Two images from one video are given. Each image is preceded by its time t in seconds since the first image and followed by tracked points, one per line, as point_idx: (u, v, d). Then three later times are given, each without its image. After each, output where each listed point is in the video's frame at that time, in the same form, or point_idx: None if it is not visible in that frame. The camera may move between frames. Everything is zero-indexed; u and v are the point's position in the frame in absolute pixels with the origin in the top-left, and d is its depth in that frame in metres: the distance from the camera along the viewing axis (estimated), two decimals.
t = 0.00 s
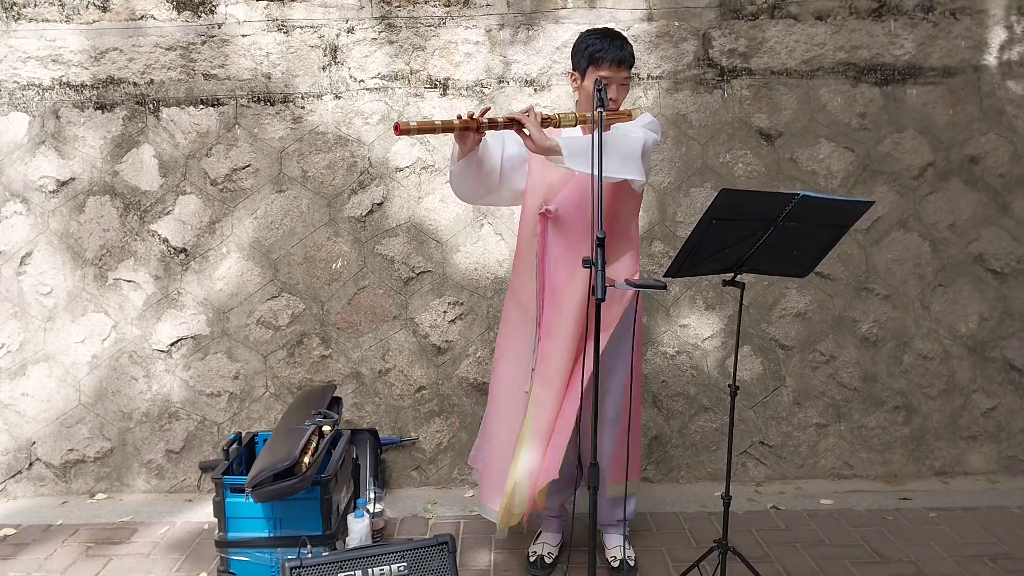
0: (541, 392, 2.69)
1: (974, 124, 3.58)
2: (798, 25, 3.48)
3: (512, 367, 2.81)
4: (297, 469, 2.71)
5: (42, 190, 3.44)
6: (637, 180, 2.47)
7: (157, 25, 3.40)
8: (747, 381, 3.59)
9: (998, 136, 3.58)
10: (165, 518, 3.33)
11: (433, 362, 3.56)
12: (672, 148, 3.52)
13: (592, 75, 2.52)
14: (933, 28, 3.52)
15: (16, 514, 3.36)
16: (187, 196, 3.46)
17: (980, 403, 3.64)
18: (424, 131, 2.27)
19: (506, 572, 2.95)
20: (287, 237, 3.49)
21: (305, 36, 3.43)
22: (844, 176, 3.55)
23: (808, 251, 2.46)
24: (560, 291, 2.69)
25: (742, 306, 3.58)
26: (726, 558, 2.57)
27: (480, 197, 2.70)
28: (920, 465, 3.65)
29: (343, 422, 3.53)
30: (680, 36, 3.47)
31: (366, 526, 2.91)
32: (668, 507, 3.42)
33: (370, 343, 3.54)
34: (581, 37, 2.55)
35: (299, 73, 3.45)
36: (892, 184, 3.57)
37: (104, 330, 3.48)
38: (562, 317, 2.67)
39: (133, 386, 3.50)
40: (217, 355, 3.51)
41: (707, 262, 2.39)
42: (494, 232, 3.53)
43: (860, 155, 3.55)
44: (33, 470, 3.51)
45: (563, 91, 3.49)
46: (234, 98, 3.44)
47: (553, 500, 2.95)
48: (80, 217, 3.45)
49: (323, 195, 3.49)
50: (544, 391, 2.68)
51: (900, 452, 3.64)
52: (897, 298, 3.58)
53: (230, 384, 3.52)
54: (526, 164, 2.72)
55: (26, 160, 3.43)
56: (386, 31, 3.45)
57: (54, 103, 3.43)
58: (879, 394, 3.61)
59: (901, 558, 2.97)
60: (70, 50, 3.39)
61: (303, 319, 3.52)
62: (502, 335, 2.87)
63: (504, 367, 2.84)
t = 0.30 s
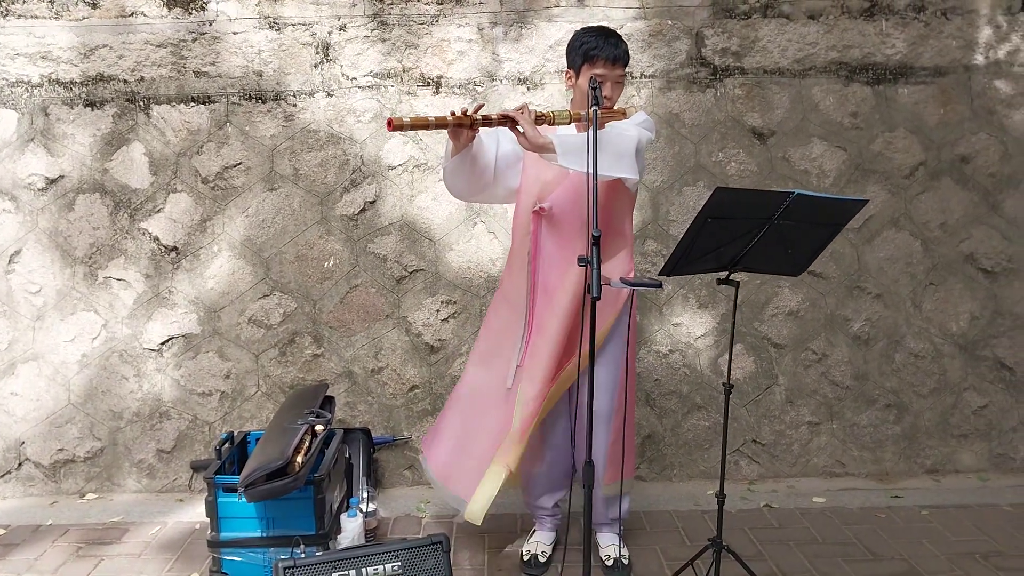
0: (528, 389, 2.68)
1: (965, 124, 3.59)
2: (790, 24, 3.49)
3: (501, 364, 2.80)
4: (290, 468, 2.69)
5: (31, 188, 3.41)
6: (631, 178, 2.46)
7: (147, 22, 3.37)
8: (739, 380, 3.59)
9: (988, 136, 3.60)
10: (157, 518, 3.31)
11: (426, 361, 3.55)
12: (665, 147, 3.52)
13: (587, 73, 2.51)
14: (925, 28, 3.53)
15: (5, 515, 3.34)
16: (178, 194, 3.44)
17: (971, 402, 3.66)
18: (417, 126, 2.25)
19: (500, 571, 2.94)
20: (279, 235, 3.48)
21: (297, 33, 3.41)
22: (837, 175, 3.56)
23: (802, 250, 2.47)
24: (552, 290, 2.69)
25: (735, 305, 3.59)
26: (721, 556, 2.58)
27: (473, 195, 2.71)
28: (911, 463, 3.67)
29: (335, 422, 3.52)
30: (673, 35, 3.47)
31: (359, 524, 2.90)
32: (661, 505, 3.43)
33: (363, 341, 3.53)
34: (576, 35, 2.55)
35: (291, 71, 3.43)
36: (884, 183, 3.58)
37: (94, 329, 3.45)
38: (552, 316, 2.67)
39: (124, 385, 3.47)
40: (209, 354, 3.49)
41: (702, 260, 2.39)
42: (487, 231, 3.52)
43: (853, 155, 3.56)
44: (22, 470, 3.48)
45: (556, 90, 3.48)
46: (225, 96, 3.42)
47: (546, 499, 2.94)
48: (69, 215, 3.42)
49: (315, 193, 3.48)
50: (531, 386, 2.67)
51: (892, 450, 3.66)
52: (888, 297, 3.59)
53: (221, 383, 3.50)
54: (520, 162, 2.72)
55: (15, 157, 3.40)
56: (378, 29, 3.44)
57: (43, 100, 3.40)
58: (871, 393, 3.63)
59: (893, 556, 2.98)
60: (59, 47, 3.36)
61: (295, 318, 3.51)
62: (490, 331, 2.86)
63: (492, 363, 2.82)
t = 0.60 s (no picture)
0: (522, 386, 2.68)
1: (959, 122, 3.60)
2: (785, 22, 3.49)
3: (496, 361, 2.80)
4: (286, 468, 2.69)
5: (24, 187, 3.39)
6: (627, 175, 2.46)
7: (140, 20, 3.36)
8: (734, 378, 3.60)
9: (982, 134, 3.61)
10: (152, 517, 3.31)
11: (421, 360, 3.55)
12: (660, 146, 3.53)
13: (582, 71, 2.51)
14: (919, 26, 3.54)
15: None
16: (172, 193, 3.43)
17: (964, 399, 3.67)
18: (414, 124, 2.25)
19: (496, 569, 2.94)
20: (273, 234, 3.47)
21: (291, 31, 3.40)
22: (831, 173, 3.57)
23: (796, 249, 2.48)
24: (545, 287, 2.68)
25: (729, 303, 3.60)
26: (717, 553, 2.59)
27: (468, 192, 2.70)
28: (905, 461, 3.68)
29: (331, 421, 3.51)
30: (668, 33, 3.47)
31: (355, 524, 2.90)
32: (656, 503, 3.44)
33: (358, 340, 3.53)
34: (571, 33, 2.55)
35: (285, 70, 3.42)
36: (878, 181, 3.59)
37: (88, 328, 3.44)
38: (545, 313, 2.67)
39: (118, 385, 3.46)
40: (203, 354, 3.48)
41: (698, 258, 2.39)
42: (482, 229, 3.52)
43: (847, 153, 3.57)
44: (16, 470, 3.47)
45: (551, 88, 3.48)
46: (219, 94, 3.41)
47: (541, 497, 2.94)
48: (63, 214, 3.41)
49: (309, 192, 3.47)
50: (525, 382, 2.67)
51: (886, 447, 3.67)
52: (883, 294, 3.60)
53: (216, 382, 3.49)
54: (515, 159, 2.72)
55: (7, 156, 3.38)
56: (373, 27, 3.43)
57: (36, 98, 3.38)
58: (866, 390, 3.64)
59: (888, 553, 2.99)
60: (51, 45, 3.34)
61: (289, 317, 3.50)
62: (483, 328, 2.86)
63: (487, 360, 2.82)
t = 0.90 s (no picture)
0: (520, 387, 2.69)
1: (954, 120, 3.61)
2: (780, 21, 3.50)
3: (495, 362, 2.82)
4: (285, 470, 2.69)
5: (21, 189, 3.39)
6: (627, 175, 2.47)
7: (137, 22, 3.36)
8: (732, 377, 3.60)
9: (977, 132, 3.62)
10: (150, 519, 3.30)
11: (419, 360, 3.55)
12: (657, 145, 3.53)
13: (579, 71, 2.51)
14: (914, 24, 3.55)
15: None
16: (169, 195, 3.42)
17: (962, 397, 3.68)
18: (416, 128, 2.25)
19: (495, 570, 2.94)
20: (270, 235, 3.47)
21: (287, 33, 3.41)
22: (827, 172, 3.58)
23: (794, 248, 2.48)
24: (541, 286, 2.68)
25: (727, 302, 3.60)
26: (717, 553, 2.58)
27: (464, 193, 2.70)
28: (904, 459, 3.69)
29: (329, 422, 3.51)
30: (664, 33, 3.47)
31: (354, 525, 2.89)
32: (655, 503, 3.44)
33: (356, 341, 3.53)
34: (566, 33, 2.55)
35: (281, 71, 3.43)
36: (874, 180, 3.59)
37: (85, 330, 3.44)
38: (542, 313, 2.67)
39: (116, 387, 3.46)
40: (200, 355, 3.48)
41: (697, 258, 2.39)
42: (480, 230, 3.53)
43: (843, 152, 3.58)
44: (14, 473, 3.47)
45: (547, 88, 3.48)
46: (215, 96, 3.41)
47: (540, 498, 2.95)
48: (60, 217, 3.41)
49: (306, 193, 3.47)
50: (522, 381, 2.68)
51: (884, 445, 3.67)
52: (880, 293, 3.61)
53: (214, 384, 3.49)
54: (510, 159, 2.72)
55: (4, 158, 3.38)
56: (369, 28, 3.43)
57: (32, 101, 3.38)
58: (864, 389, 3.64)
59: (887, 551, 2.99)
60: (48, 47, 3.34)
61: (287, 319, 3.50)
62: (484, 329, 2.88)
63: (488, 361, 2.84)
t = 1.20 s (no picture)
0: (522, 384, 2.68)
1: (952, 117, 3.61)
2: (778, 18, 3.49)
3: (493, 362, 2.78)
4: (285, 469, 2.68)
5: (17, 189, 3.38)
6: (629, 172, 2.46)
7: (133, 21, 3.34)
8: (731, 375, 3.60)
9: (976, 129, 3.61)
10: (150, 520, 3.30)
11: (418, 359, 3.55)
12: (655, 142, 3.52)
13: (577, 68, 2.51)
14: (912, 21, 3.54)
15: None
16: (166, 195, 3.41)
17: (961, 393, 3.68)
18: (424, 123, 2.23)
19: (497, 568, 2.94)
20: (269, 235, 3.46)
21: (284, 32, 3.39)
22: (826, 169, 3.57)
23: (795, 245, 2.48)
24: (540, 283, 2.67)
25: (726, 299, 3.60)
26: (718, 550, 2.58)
27: (463, 187, 2.69)
28: (903, 455, 3.69)
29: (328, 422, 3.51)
30: (662, 30, 3.47)
31: (354, 524, 2.89)
32: (656, 501, 3.44)
33: (355, 340, 3.52)
34: (564, 30, 2.54)
35: (278, 70, 3.41)
36: (873, 176, 3.59)
37: (83, 331, 3.43)
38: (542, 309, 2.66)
39: (114, 387, 3.45)
40: (199, 356, 3.47)
41: (697, 255, 2.39)
42: (478, 228, 3.52)
43: (842, 149, 3.57)
44: (13, 474, 3.46)
45: (545, 86, 3.48)
46: (212, 95, 3.40)
47: (540, 496, 2.95)
48: (57, 217, 3.40)
49: (304, 192, 3.46)
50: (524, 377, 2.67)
51: (884, 442, 3.68)
52: (878, 290, 3.61)
53: (213, 384, 3.48)
54: (507, 155, 2.70)
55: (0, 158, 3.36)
56: (366, 26, 3.42)
57: (28, 100, 3.36)
58: (863, 385, 3.65)
59: (888, 548, 3.00)
60: (44, 47, 3.33)
61: (286, 318, 3.49)
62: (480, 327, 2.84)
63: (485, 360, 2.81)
